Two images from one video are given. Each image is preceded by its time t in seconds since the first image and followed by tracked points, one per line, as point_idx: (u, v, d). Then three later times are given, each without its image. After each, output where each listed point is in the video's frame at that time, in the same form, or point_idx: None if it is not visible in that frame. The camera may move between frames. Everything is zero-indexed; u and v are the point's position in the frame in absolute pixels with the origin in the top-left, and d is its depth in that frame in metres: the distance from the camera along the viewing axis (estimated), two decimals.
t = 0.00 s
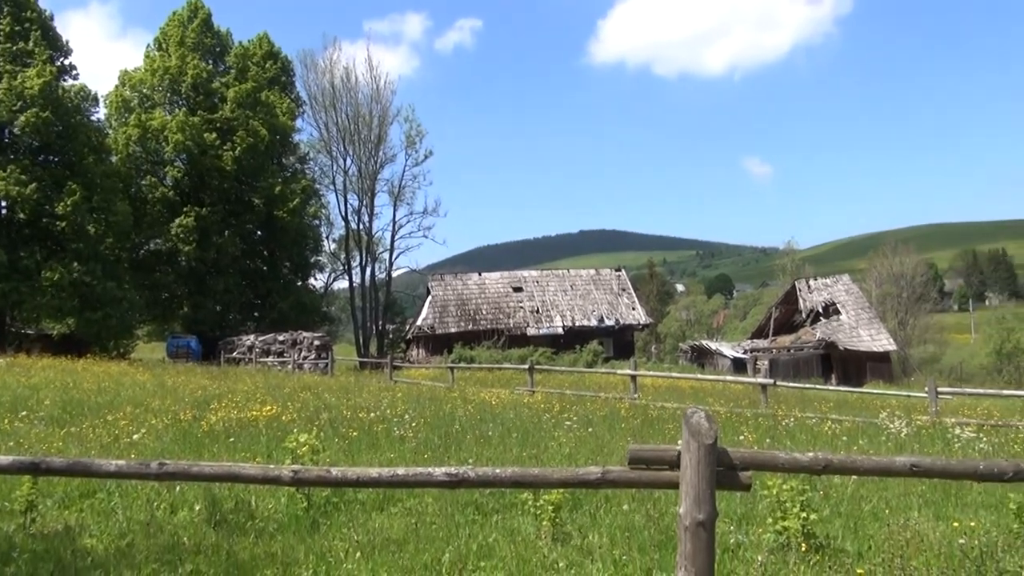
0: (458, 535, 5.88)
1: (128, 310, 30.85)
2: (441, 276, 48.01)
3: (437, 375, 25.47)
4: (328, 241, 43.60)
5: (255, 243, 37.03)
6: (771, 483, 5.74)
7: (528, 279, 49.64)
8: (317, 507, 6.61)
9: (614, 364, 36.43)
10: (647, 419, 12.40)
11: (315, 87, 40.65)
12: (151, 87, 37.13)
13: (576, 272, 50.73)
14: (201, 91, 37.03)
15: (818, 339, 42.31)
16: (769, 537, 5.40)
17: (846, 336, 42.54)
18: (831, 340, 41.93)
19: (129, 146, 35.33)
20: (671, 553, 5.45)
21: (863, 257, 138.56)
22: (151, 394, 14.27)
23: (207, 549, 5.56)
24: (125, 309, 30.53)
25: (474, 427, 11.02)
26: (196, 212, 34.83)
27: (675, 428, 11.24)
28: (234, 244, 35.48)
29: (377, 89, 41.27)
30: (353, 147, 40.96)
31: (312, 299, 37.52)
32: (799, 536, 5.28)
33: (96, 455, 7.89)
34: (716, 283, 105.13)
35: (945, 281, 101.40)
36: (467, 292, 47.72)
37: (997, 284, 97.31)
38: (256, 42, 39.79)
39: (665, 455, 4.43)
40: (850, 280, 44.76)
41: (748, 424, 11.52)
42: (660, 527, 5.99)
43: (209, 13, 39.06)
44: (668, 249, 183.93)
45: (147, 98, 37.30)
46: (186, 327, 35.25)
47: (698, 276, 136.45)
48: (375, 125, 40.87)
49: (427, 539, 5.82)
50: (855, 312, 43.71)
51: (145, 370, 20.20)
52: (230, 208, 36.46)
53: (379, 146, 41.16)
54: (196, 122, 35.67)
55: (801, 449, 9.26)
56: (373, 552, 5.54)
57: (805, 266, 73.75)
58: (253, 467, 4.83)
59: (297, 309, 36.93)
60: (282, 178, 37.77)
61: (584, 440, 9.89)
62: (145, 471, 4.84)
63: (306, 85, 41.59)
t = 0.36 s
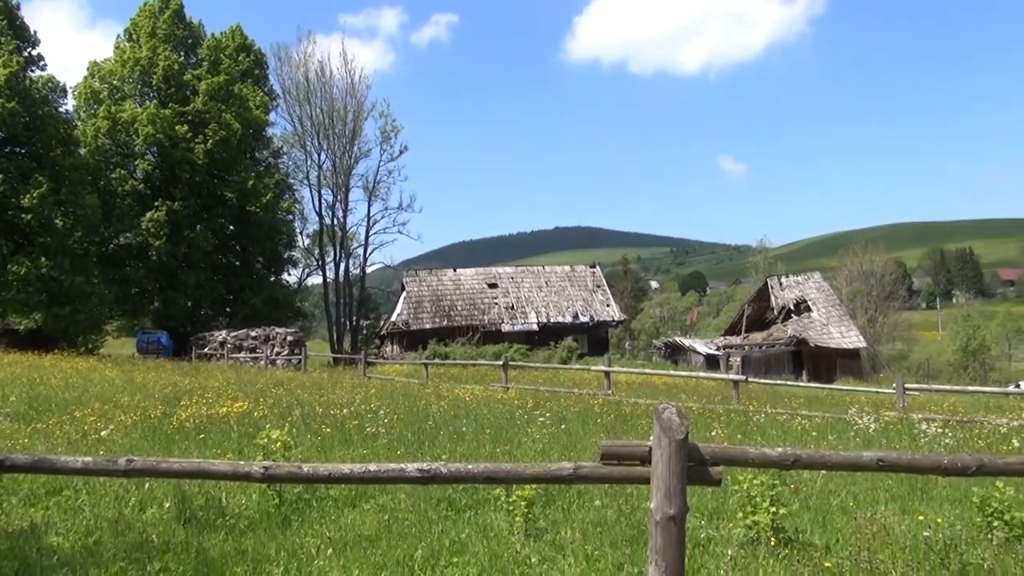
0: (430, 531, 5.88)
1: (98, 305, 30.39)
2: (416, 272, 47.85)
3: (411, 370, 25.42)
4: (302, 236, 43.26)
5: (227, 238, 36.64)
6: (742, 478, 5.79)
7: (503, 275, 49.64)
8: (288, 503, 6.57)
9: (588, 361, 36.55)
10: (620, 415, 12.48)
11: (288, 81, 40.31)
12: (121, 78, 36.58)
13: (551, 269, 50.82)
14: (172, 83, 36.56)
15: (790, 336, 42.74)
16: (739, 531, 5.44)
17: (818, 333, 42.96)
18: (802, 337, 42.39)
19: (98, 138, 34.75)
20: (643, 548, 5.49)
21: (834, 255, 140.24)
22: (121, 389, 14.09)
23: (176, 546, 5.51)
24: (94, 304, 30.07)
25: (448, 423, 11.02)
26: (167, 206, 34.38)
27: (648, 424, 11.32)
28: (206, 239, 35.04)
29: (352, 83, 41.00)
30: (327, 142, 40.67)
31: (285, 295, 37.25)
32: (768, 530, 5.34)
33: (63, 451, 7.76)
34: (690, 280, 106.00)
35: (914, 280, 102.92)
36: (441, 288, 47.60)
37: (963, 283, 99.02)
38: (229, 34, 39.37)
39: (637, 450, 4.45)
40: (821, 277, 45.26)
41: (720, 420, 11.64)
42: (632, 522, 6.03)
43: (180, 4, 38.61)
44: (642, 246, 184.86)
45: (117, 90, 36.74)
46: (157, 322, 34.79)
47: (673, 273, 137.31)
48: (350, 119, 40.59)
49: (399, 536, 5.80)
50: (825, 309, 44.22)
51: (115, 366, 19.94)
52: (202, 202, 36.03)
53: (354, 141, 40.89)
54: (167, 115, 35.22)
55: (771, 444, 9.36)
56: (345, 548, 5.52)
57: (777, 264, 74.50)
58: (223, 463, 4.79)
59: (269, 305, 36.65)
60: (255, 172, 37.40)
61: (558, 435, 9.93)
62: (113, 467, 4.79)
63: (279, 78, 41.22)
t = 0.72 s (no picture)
0: (402, 526, 5.87)
1: (65, 299, 29.89)
2: (390, 267, 47.65)
3: (385, 366, 25.34)
4: (274, 230, 42.87)
5: (198, 231, 36.20)
6: (712, 471, 5.85)
7: (477, 271, 49.59)
8: (259, 499, 6.51)
9: (561, 356, 36.66)
10: (592, 409, 12.57)
11: (261, 73, 39.90)
12: (88, 68, 35.98)
13: (525, 264, 50.85)
14: (142, 74, 36.02)
15: (761, 332, 43.18)
16: (710, 524, 5.49)
17: (788, 329, 43.44)
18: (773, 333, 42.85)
19: (65, 129, 34.19)
20: (614, 541, 5.52)
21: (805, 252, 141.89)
22: (89, 384, 13.89)
23: (144, 542, 5.45)
24: (62, 298, 29.57)
25: (420, 418, 11.02)
26: (136, 199, 33.85)
27: (620, 418, 11.41)
28: (176, 232, 34.56)
29: (326, 76, 40.67)
30: (300, 135, 40.33)
31: (257, 289, 36.90)
32: (738, 524, 5.40)
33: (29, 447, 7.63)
34: (663, 276, 106.76)
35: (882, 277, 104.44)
36: (415, 284, 47.45)
37: (930, 280, 100.74)
38: (200, 25, 38.88)
39: (608, 445, 4.46)
40: (792, 274, 45.76)
41: (692, 414, 11.76)
42: (603, 516, 6.07)
43: None
44: (616, 242, 185.74)
45: (85, 80, 36.14)
46: (126, 317, 34.29)
47: (646, 269, 138.14)
48: (323, 113, 40.27)
49: (370, 531, 5.78)
50: (796, 305, 44.73)
51: (82, 361, 19.65)
52: (172, 195, 35.55)
53: (327, 134, 40.58)
54: (136, 106, 34.67)
55: (742, 438, 9.47)
56: (316, 544, 5.50)
57: (749, 260, 75.22)
58: (192, 458, 4.74)
59: (241, 299, 36.28)
60: (227, 165, 36.97)
61: (531, 430, 9.97)
62: (78, 464, 4.71)
63: (252, 70, 40.78)
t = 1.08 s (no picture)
0: (371, 520, 5.85)
1: (28, 291, 29.32)
2: (361, 260, 47.38)
3: (355, 359, 25.22)
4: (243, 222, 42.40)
5: (165, 223, 35.68)
6: (680, 465, 5.89)
7: (449, 264, 49.48)
8: (225, 494, 6.44)
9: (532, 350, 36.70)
10: (562, 403, 12.63)
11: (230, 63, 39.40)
12: (52, 55, 35.24)
13: (496, 258, 50.83)
14: (107, 62, 35.38)
15: (730, 327, 43.61)
16: (677, 517, 5.54)
17: (756, 324, 43.91)
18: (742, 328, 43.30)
19: (28, 117, 33.47)
20: (582, 534, 5.55)
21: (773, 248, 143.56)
22: (52, 378, 13.66)
23: (108, 538, 5.37)
24: (24, 290, 29.00)
25: (390, 412, 11.00)
26: (101, 189, 33.21)
27: (589, 412, 11.48)
28: (142, 224, 34.00)
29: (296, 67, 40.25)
30: (270, 126, 39.90)
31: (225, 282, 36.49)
32: (704, 516, 5.45)
33: None
34: (634, 270, 107.41)
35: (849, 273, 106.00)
36: (386, 277, 47.22)
37: (894, 276, 102.46)
38: (168, 13, 38.25)
39: (577, 438, 4.47)
40: (760, 269, 46.24)
41: (661, 408, 11.88)
42: (572, 509, 6.11)
43: None
44: (588, 236, 186.43)
45: (48, 67, 35.41)
46: (90, 309, 33.75)
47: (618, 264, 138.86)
48: (293, 104, 39.87)
49: (338, 525, 5.75)
50: (764, 300, 45.21)
51: (46, 353, 19.33)
52: (138, 185, 35.01)
53: (298, 126, 40.19)
54: (102, 95, 33.99)
55: (709, 432, 9.59)
56: (283, 538, 5.46)
57: (719, 255, 75.93)
58: (156, 452, 4.67)
59: (209, 292, 35.84)
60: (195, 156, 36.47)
61: (501, 424, 9.99)
62: (38, 458, 4.61)
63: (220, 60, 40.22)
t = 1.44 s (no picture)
0: (338, 514, 5.83)
1: None
2: (331, 254, 47.02)
3: (324, 353, 25.07)
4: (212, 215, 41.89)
5: (131, 214, 35.11)
6: (647, 459, 5.94)
7: (420, 258, 49.29)
8: (191, 489, 6.37)
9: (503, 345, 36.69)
10: (532, 397, 12.67)
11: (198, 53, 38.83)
12: (13, 42, 34.43)
13: (467, 252, 50.72)
14: (71, 50, 34.70)
15: (699, 322, 43.96)
16: (645, 510, 5.58)
17: (725, 319, 44.33)
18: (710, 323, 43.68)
19: None
20: (550, 527, 5.58)
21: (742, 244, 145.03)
22: (13, 371, 13.40)
23: (70, 533, 5.29)
24: None
25: (359, 406, 10.95)
26: (65, 179, 32.47)
27: (559, 406, 11.54)
28: (108, 215, 33.34)
29: (266, 57, 39.74)
30: (238, 117, 39.43)
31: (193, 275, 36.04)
32: (671, 509, 5.50)
33: None
34: (604, 266, 107.91)
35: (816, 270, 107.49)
36: (357, 271, 46.92)
37: (860, 273, 104.09)
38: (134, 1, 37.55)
39: (545, 431, 4.48)
40: (730, 265, 46.65)
41: (630, 402, 11.95)
42: (540, 502, 6.14)
43: None
44: (559, 231, 186.95)
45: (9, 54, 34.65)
46: (54, 301, 33.26)
47: (588, 259, 139.40)
48: (263, 95, 39.42)
49: (306, 519, 5.71)
50: (732, 296, 45.63)
51: (7, 347, 18.96)
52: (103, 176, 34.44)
53: (267, 117, 39.74)
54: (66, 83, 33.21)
55: (677, 426, 9.68)
56: (250, 533, 5.42)
57: (689, 251, 76.56)
58: (119, 446, 4.61)
59: (176, 285, 35.35)
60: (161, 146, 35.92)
61: (470, 418, 10.00)
62: None
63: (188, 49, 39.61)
